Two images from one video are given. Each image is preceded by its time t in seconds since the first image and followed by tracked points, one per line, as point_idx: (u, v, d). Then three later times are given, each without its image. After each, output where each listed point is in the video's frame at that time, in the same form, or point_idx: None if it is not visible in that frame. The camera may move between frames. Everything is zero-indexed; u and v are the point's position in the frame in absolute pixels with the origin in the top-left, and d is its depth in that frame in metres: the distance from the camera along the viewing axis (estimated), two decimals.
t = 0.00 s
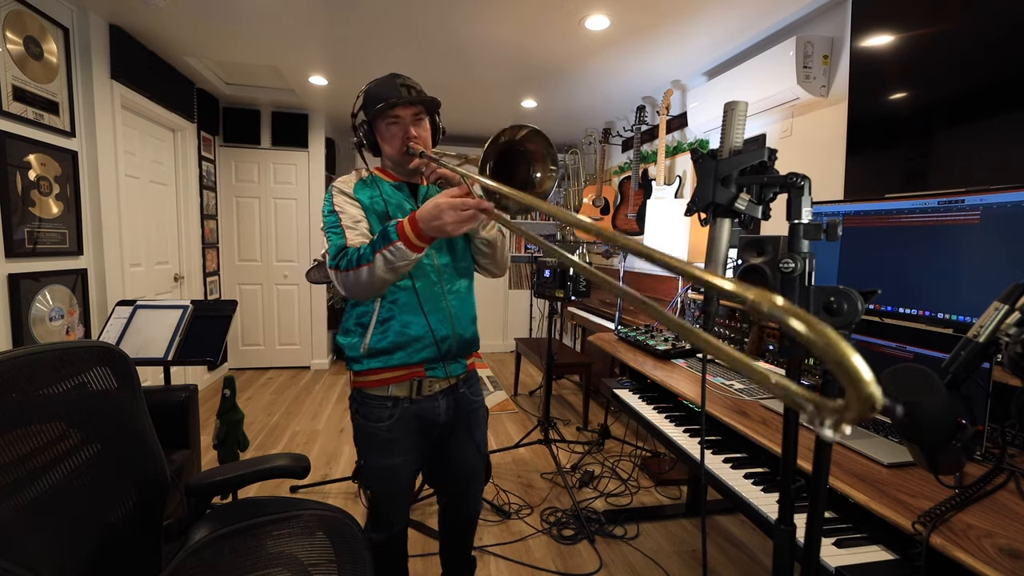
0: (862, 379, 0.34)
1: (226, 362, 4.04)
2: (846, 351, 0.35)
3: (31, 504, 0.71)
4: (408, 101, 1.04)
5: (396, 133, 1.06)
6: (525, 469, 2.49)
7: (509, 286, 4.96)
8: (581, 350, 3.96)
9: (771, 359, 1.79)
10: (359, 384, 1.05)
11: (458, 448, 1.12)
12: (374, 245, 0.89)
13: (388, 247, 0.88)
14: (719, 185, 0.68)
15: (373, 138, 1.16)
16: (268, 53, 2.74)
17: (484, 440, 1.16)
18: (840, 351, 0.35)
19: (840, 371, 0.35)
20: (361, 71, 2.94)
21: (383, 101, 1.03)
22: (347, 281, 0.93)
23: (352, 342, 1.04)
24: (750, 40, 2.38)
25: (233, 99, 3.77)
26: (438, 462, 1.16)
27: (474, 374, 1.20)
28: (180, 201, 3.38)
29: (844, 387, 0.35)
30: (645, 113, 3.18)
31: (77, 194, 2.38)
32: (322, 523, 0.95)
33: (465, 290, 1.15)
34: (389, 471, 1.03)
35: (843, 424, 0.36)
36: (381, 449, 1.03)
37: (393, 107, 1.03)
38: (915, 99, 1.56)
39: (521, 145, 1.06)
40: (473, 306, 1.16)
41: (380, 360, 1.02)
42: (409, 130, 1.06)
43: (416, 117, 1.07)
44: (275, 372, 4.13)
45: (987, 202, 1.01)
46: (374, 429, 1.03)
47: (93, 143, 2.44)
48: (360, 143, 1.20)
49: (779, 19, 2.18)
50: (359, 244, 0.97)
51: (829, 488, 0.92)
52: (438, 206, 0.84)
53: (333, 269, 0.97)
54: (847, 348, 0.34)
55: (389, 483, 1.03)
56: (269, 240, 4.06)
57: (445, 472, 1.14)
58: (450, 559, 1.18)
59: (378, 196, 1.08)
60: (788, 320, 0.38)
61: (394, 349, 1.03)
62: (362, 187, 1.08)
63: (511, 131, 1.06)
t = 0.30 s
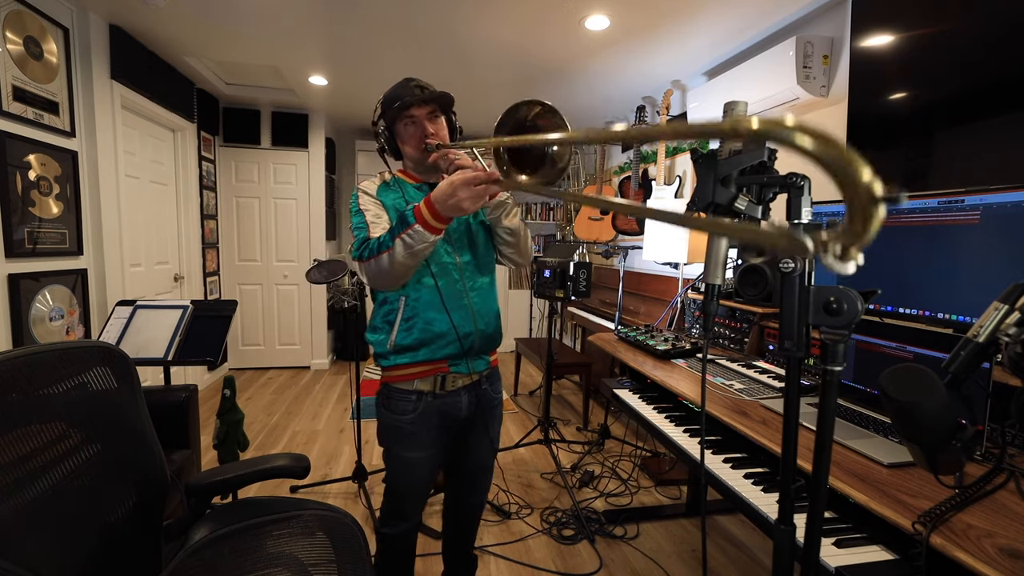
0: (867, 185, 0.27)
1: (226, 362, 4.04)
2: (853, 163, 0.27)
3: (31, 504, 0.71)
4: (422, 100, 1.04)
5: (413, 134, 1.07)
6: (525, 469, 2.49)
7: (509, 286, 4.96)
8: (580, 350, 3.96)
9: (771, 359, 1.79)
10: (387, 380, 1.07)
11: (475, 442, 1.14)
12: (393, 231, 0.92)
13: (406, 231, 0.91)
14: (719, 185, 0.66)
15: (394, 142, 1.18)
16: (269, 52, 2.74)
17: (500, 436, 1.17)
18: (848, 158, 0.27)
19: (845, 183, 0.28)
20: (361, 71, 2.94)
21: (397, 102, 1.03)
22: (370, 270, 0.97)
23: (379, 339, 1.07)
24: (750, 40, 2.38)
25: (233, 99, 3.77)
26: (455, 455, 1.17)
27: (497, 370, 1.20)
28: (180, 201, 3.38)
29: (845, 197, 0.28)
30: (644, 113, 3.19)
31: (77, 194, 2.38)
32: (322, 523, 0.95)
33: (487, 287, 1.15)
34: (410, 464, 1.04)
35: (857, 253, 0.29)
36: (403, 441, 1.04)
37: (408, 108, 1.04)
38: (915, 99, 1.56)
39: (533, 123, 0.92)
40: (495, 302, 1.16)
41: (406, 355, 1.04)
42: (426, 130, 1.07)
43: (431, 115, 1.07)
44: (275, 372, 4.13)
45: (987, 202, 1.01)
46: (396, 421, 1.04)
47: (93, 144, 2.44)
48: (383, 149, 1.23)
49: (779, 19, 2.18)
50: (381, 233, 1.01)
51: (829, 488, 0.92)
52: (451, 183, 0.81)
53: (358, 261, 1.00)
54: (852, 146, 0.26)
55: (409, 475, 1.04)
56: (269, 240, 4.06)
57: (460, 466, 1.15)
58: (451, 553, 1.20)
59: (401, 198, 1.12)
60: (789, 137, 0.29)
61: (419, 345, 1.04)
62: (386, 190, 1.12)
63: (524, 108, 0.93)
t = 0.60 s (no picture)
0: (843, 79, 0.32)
1: (227, 362, 4.04)
2: (827, 61, 0.32)
3: (31, 504, 0.71)
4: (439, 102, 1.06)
5: (432, 134, 1.09)
6: (524, 469, 2.49)
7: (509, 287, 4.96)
8: (580, 350, 3.96)
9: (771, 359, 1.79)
10: (404, 376, 1.09)
11: (486, 439, 1.14)
12: (409, 224, 0.92)
13: (422, 223, 0.91)
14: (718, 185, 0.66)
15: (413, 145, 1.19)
16: (269, 52, 2.74)
17: (511, 434, 1.18)
18: (825, 57, 0.32)
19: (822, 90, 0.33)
20: (361, 71, 2.95)
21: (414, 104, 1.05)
22: (388, 264, 0.98)
23: (398, 336, 1.08)
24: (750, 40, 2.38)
25: (233, 99, 3.77)
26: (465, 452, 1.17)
27: (513, 369, 1.20)
28: (180, 201, 3.38)
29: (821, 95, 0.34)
30: (644, 113, 3.19)
31: (77, 194, 2.38)
32: (322, 524, 0.95)
33: (503, 287, 1.14)
34: (425, 459, 1.04)
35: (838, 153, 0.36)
36: (417, 436, 1.04)
37: (425, 110, 1.05)
38: (914, 99, 1.56)
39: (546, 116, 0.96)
40: (511, 302, 1.16)
41: (423, 353, 1.05)
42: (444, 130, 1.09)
43: (448, 115, 1.08)
44: (275, 372, 4.13)
45: (987, 202, 1.01)
46: (412, 415, 1.05)
47: (93, 144, 2.44)
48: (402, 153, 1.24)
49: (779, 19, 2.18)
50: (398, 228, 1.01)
51: (829, 488, 0.92)
52: (466, 173, 0.81)
53: (376, 256, 1.01)
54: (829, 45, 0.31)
55: (423, 471, 1.04)
56: (269, 240, 4.06)
57: (469, 463, 1.15)
58: (453, 552, 1.20)
59: (419, 199, 1.13)
60: (776, 47, 0.34)
61: (435, 343, 1.05)
62: (405, 191, 1.14)
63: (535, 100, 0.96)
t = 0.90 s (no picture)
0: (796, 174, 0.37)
1: (227, 362, 4.04)
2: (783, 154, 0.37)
3: (31, 504, 0.71)
4: (459, 105, 1.06)
5: (449, 137, 1.09)
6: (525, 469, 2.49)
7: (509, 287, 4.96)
8: (581, 350, 3.96)
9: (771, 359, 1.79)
10: (410, 374, 1.09)
11: (491, 439, 1.14)
12: (418, 227, 0.92)
13: (430, 228, 0.91)
14: (718, 185, 0.66)
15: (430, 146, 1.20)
16: (269, 52, 2.74)
17: (515, 433, 1.17)
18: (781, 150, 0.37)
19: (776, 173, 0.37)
20: (361, 71, 2.95)
21: (434, 108, 1.05)
22: (397, 263, 0.99)
23: (405, 334, 1.09)
24: (750, 40, 2.38)
25: (233, 99, 3.77)
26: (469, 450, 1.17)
27: (518, 369, 1.19)
28: (180, 201, 3.38)
29: (778, 181, 0.38)
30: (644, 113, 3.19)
31: (77, 194, 2.38)
32: (322, 524, 0.95)
33: (510, 290, 1.14)
34: (428, 456, 1.04)
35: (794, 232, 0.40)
36: (421, 433, 1.05)
37: (444, 112, 1.06)
38: (915, 99, 1.56)
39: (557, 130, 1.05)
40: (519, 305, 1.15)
41: (429, 352, 1.05)
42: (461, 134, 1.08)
43: (467, 120, 1.09)
44: (275, 372, 4.13)
45: (987, 202, 1.01)
46: (417, 412, 1.05)
47: (93, 144, 2.44)
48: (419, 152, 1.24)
49: (779, 19, 2.18)
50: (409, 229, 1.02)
51: (829, 488, 0.92)
52: (477, 182, 0.83)
53: (386, 255, 1.02)
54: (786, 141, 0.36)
55: (428, 468, 1.05)
56: (269, 240, 4.06)
57: (473, 463, 1.16)
58: (454, 551, 1.20)
59: (433, 200, 1.13)
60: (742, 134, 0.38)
61: (441, 343, 1.05)
62: (420, 192, 1.14)
63: (547, 117, 1.05)
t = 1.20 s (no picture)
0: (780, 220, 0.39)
1: (227, 362, 4.04)
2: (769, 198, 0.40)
3: (31, 504, 0.71)
4: (470, 106, 1.06)
5: (457, 137, 1.09)
6: (525, 469, 2.49)
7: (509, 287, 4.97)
8: (580, 350, 3.96)
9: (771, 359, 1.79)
10: (405, 373, 1.09)
11: (487, 440, 1.14)
12: (418, 226, 0.92)
13: (430, 227, 0.91)
14: (718, 185, 0.65)
15: (438, 146, 1.20)
16: (268, 52, 2.74)
17: (512, 435, 1.17)
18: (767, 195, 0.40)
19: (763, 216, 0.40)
20: (361, 71, 2.95)
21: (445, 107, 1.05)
22: (395, 261, 0.99)
23: (401, 331, 1.09)
24: (750, 40, 2.38)
25: (233, 99, 3.77)
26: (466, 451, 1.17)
27: (515, 371, 1.19)
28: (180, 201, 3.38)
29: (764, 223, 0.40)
30: (644, 113, 3.19)
31: (77, 194, 2.38)
32: (322, 524, 0.95)
33: (509, 293, 1.13)
34: (422, 456, 1.05)
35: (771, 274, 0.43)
36: (416, 433, 1.05)
37: (455, 111, 1.06)
38: (915, 99, 1.56)
39: (564, 138, 1.04)
40: (517, 308, 1.15)
41: (424, 351, 1.05)
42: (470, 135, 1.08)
43: (477, 122, 1.09)
44: (275, 372, 4.13)
45: (987, 202, 1.01)
46: (411, 412, 1.05)
47: (94, 144, 2.44)
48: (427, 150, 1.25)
49: (779, 19, 2.17)
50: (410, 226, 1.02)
51: (829, 488, 0.92)
52: (478, 186, 0.82)
53: (386, 251, 1.02)
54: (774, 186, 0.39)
55: (423, 469, 1.05)
56: (269, 240, 4.06)
57: (471, 463, 1.15)
58: (453, 552, 1.20)
59: (436, 199, 1.13)
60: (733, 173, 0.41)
61: (437, 342, 1.05)
62: (424, 190, 1.14)
63: (554, 125, 1.04)
